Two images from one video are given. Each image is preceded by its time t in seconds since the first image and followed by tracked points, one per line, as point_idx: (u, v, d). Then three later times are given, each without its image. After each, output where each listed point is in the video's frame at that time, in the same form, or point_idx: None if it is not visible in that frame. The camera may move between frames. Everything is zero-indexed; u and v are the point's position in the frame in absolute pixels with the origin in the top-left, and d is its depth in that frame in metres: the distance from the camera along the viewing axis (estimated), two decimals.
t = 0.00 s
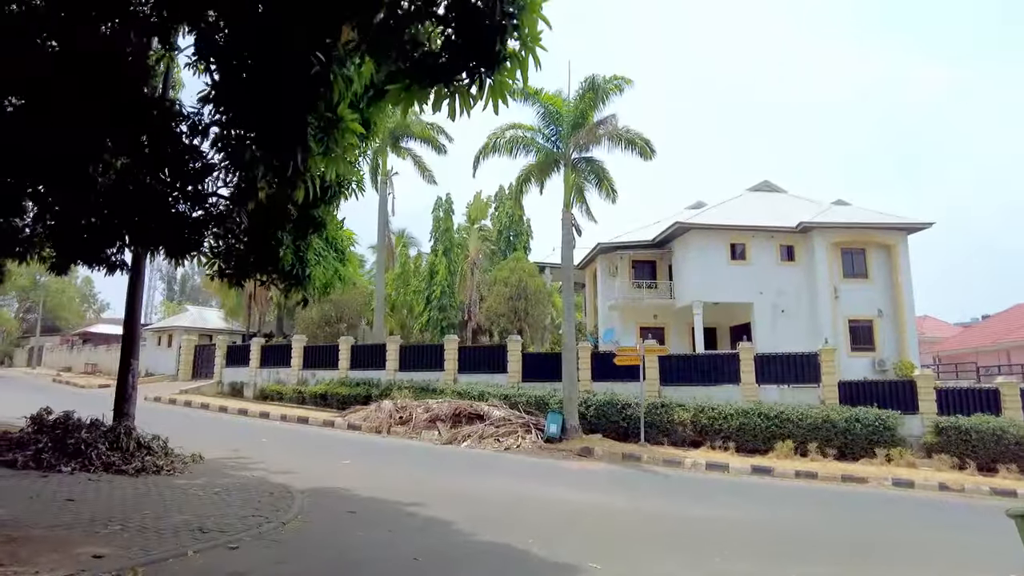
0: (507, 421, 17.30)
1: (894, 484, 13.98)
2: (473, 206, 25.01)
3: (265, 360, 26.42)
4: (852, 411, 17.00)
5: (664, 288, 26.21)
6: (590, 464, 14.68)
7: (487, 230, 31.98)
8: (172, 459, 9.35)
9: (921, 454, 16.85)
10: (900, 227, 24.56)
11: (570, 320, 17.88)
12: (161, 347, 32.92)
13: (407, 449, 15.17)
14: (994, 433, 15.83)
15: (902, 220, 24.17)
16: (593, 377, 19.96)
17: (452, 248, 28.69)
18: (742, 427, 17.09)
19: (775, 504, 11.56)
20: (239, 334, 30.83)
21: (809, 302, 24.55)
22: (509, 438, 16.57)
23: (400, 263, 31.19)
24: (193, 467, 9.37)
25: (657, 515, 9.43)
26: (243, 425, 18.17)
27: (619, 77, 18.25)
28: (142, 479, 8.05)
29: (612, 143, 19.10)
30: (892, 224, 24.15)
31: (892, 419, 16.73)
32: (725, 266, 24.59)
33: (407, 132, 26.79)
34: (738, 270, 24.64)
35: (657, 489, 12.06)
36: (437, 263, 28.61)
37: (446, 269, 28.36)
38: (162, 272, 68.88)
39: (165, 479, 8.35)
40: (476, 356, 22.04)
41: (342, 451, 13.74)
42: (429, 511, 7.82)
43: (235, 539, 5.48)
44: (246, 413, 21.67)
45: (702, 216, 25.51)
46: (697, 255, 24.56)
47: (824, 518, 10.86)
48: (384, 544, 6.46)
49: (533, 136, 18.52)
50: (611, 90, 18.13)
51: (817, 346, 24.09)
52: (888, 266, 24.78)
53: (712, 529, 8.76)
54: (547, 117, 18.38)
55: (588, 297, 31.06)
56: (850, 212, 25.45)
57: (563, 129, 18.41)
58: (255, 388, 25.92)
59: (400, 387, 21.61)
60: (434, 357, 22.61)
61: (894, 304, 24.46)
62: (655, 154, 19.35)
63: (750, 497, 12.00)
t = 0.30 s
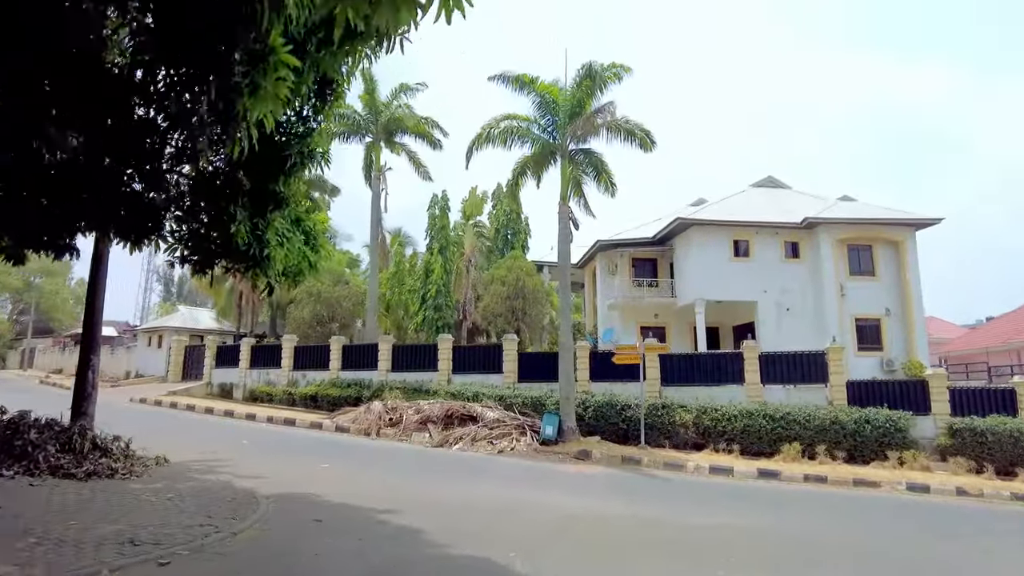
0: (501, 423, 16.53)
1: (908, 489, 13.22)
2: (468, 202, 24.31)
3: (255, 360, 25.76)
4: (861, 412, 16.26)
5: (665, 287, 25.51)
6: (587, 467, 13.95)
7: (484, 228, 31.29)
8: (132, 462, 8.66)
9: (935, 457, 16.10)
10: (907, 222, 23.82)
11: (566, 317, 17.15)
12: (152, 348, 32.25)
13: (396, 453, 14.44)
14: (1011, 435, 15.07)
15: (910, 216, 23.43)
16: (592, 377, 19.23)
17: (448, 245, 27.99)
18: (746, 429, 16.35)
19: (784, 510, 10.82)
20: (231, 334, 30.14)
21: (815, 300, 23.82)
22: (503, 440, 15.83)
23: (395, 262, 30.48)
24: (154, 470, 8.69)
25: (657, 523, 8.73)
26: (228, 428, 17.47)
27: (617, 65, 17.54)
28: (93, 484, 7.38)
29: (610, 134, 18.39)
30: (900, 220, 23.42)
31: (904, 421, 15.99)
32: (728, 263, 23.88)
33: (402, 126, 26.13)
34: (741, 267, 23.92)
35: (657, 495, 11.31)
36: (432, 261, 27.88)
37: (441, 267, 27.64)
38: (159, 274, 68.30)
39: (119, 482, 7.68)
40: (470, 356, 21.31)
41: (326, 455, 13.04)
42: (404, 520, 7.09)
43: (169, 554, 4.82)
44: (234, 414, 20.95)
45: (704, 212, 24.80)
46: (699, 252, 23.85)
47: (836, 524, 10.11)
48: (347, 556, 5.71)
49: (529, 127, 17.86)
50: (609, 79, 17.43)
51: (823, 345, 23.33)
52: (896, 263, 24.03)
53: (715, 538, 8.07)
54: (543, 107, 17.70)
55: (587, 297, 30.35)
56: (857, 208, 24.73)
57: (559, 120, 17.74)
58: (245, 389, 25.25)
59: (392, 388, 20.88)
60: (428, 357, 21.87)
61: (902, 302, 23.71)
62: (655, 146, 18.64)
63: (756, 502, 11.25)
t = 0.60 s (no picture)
0: (493, 426, 15.74)
1: (922, 495, 12.48)
2: (462, 199, 23.60)
3: (244, 362, 25.08)
4: (870, 414, 15.55)
5: (665, 286, 24.83)
6: (583, 472, 13.23)
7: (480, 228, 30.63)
8: (85, 466, 7.98)
9: (948, 461, 15.39)
10: (915, 219, 23.10)
11: (562, 316, 16.45)
12: (141, 350, 31.53)
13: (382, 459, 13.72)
14: None
15: (918, 212, 22.74)
16: (589, 378, 18.53)
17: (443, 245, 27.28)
18: (750, 431, 15.64)
19: (791, 517, 10.08)
20: (221, 336, 29.42)
21: (819, 299, 23.13)
22: (495, 443, 15.08)
23: (389, 262, 29.80)
24: (109, 475, 8.00)
25: (654, 532, 8.02)
26: (209, 431, 16.76)
27: (615, 54, 16.89)
28: (32, 491, 6.70)
29: (607, 126, 17.73)
30: (907, 217, 22.73)
31: (915, 423, 15.28)
32: (729, 261, 23.20)
33: (396, 122, 25.52)
34: (743, 265, 23.24)
35: (656, 502, 10.59)
36: (427, 261, 27.14)
37: (436, 267, 26.93)
38: (155, 276, 67.60)
39: (63, 489, 6.99)
40: (464, 356, 20.55)
41: (306, 460, 12.33)
42: (373, 531, 6.38)
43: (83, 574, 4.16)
44: (219, 417, 20.23)
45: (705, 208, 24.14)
46: (700, 250, 23.18)
47: (848, 532, 9.38)
48: (296, 571, 4.99)
49: (524, 118, 17.23)
50: (607, 68, 16.76)
51: (828, 346, 22.63)
52: (903, 262, 23.33)
53: (717, 548, 7.36)
54: (538, 97, 17.07)
55: (586, 298, 29.65)
56: (862, 205, 24.03)
57: (555, 111, 17.11)
58: (234, 392, 24.56)
59: (383, 390, 20.16)
60: (421, 359, 21.13)
61: (910, 301, 23.01)
62: (654, 138, 17.97)
63: (761, 509, 10.52)
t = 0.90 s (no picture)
0: (485, 430, 15.02)
1: (936, 503, 11.81)
2: (456, 197, 22.90)
3: (232, 366, 24.44)
4: (879, 418, 14.88)
5: (665, 287, 24.18)
6: (577, 479, 12.55)
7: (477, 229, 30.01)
8: (31, 473, 7.35)
9: (961, 467, 14.71)
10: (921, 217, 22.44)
11: (556, 316, 15.80)
12: (130, 353, 30.86)
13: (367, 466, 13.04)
14: None
15: (925, 211, 22.12)
16: (586, 381, 17.86)
17: (438, 245, 26.61)
18: (754, 436, 14.97)
19: (798, 526, 9.42)
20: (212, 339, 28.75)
21: (823, 300, 22.47)
22: (486, 448, 14.37)
23: (383, 263, 29.13)
24: (56, 482, 7.37)
25: (649, 544, 7.36)
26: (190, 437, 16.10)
27: (612, 45, 16.27)
28: None
29: (604, 120, 17.14)
30: (914, 215, 22.10)
31: (925, 427, 14.61)
32: (731, 261, 22.55)
33: (389, 120, 24.95)
34: (745, 265, 22.59)
35: (653, 511, 9.94)
36: (421, 262, 26.37)
37: (431, 268, 26.20)
38: (151, 281, 66.90)
39: None
40: (457, 359, 19.82)
41: (284, 466, 11.67)
42: (336, 545, 5.76)
43: None
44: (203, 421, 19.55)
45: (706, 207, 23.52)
46: (700, 249, 22.54)
47: (860, 543, 8.69)
48: None
49: (518, 111, 16.66)
50: (603, 59, 16.15)
51: (832, 348, 21.96)
52: (909, 262, 22.70)
53: (718, 561, 6.68)
54: (532, 89, 16.48)
55: (584, 300, 28.96)
56: (867, 203, 23.39)
57: (549, 104, 16.54)
58: (221, 396, 23.90)
59: (373, 394, 19.47)
60: (413, 362, 20.42)
61: (917, 302, 22.35)
62: (653, 132, 17.35)
63: (766, 517, 9.86)
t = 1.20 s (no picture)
0: (475, 435, 14.37)
1: (950, 512, 11.18)
2: (449, 196, 22.27)
3: (220, 370, 23.83)
4: (886, 422, 14.25)
5: (664, 289, 23.58)
6: (569, 486, 11.91)
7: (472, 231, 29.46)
8: None
9: (973, 473, 14.09)
10: (927, 216, 21.82)
11: (549, 317, 15.12)
12: (118, 358, 30.23)
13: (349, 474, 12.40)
14: None
15: (930, 209, 21.55)
16: (582, 385, 17.22)
17: (431, 246, 26.00)
18: (755, 442, 14.35)
19: (804, 536, 8.80)
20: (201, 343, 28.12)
21: (826, 301, 21.86)
22: (476, 454, 13.73)
23: (377, 265, 28.54)
24: None
25: (642, 557, 6.74)
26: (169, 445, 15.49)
27: (607, 36, 15.73)
28: None
29: (599, 114, 16.59)
30: (919, 214, 21.53)
31: (935, 432, 13.97)
32: (731, 262, 21.96)
33: (381, 119, 24.44)
34: (746, 266, 22.00)
35: (649, 522, 9.32)
36: (414, 264, 25.68)
37: (424, 270, 25.50)
38: (147, 286, 66.25)
39: None
40: (449, 363, 19.15)
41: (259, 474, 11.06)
42: (290, 562, 5.18)
43: None
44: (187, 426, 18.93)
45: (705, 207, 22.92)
46: (699, 250, 21.96)
47: (869, 554, 8.06)
48: None
49: (510, 105, 16.16)
50: (598, 51, 15.63)
51: (836, 351, 21.33)
52: (914, 262, 22.09)
53: None
54: (525, 82, 15.99)
55: (582, 303, 28.33)
56: (870, 203, 22.81)
57: (542, 98, 16.05)
58: (208, 401, 23.28)
59: (363, 398, 18.83)
60: (404, 365, 19.76)
61: (922, 304, 21.72)
62: (650, 127, 16.79)
63: (770, 527, 9.22)
